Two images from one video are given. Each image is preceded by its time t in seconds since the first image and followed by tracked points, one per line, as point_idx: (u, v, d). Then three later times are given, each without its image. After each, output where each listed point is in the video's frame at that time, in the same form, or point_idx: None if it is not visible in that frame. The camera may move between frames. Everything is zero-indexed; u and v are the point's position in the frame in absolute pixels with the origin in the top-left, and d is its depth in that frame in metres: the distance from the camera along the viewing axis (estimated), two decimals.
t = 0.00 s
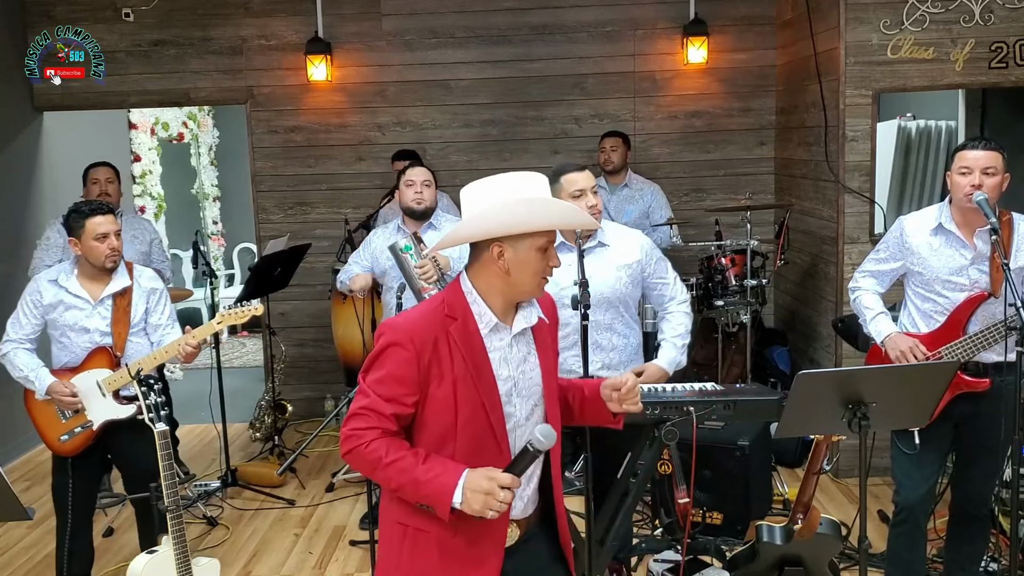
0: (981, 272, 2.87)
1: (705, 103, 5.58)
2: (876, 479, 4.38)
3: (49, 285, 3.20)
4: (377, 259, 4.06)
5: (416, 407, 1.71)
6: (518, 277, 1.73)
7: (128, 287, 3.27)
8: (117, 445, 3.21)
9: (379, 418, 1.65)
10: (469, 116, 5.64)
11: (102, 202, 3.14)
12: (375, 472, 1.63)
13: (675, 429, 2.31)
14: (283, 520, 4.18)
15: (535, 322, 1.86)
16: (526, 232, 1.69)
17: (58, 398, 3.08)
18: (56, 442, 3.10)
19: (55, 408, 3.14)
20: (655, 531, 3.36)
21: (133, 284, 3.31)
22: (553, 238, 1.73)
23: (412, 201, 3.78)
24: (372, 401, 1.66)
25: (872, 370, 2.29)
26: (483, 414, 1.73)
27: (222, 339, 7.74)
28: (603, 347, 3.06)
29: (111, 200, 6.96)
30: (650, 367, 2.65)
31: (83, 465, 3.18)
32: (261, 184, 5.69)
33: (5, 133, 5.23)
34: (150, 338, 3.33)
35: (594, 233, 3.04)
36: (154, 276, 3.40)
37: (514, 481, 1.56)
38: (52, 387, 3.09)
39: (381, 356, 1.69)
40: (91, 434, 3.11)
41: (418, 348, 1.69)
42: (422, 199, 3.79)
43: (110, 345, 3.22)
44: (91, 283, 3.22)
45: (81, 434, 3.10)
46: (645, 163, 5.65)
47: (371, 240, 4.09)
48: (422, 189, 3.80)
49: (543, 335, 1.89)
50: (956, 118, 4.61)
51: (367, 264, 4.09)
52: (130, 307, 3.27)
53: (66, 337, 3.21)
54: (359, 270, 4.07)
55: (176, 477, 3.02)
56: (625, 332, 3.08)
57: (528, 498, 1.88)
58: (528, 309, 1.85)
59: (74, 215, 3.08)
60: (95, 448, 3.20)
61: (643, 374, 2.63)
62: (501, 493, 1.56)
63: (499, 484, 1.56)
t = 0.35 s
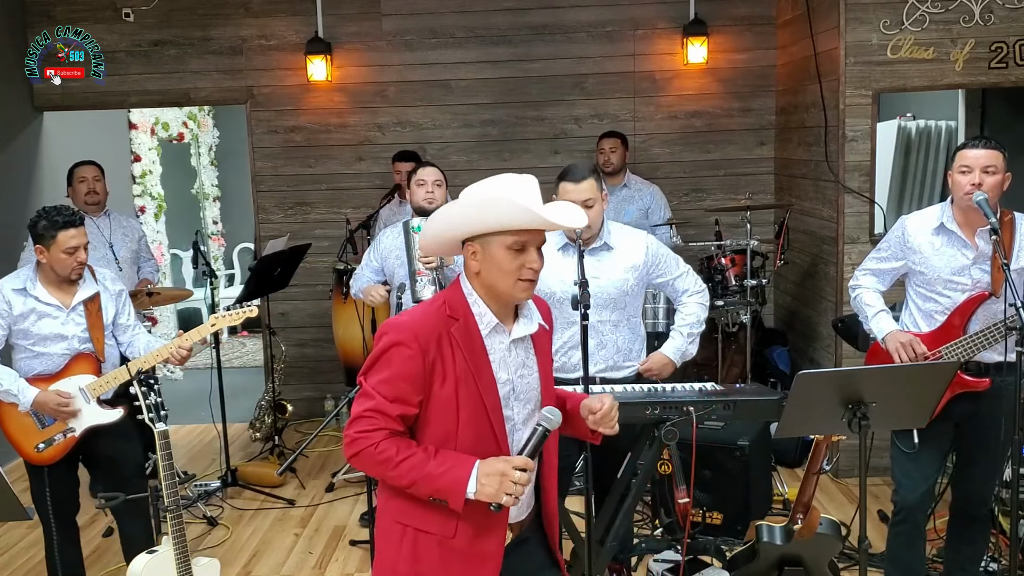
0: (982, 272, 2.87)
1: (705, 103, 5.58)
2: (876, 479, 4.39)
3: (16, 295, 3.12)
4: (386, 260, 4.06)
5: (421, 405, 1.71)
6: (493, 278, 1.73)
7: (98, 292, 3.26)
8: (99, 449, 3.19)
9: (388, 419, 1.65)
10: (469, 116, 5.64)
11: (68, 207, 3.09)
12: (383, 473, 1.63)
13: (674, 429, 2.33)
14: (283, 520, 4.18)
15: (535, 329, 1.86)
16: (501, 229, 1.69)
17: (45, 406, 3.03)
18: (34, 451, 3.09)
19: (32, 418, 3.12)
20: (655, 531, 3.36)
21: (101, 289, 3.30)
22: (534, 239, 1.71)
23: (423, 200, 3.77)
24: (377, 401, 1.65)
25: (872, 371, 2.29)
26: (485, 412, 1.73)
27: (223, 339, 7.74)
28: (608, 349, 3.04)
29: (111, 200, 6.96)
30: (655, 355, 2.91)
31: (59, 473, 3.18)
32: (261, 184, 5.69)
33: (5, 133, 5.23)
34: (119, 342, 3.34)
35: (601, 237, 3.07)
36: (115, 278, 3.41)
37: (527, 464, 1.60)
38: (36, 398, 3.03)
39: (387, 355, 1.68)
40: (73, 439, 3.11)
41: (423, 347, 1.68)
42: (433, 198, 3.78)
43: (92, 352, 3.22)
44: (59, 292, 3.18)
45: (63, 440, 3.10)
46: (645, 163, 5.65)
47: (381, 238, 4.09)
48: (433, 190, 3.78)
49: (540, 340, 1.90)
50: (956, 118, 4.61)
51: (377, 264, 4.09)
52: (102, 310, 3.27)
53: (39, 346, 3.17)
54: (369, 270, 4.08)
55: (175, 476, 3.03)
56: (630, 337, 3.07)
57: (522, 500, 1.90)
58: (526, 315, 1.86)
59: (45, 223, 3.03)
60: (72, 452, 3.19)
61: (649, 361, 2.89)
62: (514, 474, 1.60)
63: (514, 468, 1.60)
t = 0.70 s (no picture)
0: (984, 273, 2.87)
1: (706, 103, 5.58)
2: (876, 479, 4.39)
3: (10, 297, 3.12)
4: (383, 261, 4.08)
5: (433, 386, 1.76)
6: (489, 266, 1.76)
7: (88, 294, 3.28)
8: (94, 450, 3.20)
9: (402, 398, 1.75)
10: (469, 116, 5.64)
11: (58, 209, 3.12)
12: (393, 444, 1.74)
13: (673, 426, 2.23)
14: (283, 520, 4.18)
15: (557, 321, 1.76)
16: (481, 220, 1.73)
17: (42, 410, 3.02)
18: (27, 455, 3.07)
19: (26, 421, 3.09)
20: (655, 531, 3.36)
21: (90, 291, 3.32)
22: (509, 226, 1.70)
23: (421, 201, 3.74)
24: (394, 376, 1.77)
25: (872, 371, 2.28)
26: (483, 401, 1.72)
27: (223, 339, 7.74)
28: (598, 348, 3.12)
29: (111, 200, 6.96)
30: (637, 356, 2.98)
31: (54, 473, 3.17)
32: (262, 184, 5.69)
33: (5, 133, 5.23)
34: (108, 344, 3.35)
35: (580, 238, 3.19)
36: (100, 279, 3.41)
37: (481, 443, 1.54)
38: (34, 402, 3.03)
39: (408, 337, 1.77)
40: (68, 442, 3.10)
41: (430, 330, 1.75)
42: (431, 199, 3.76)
43: (84, 353, 3.24)
44: (51, 293, 3.20)
45: (58, 444, 3.09)
46: (645, 163, 5.65)
47: (379, 240, 4.11)
48: (430, 190, 3.75)
49: (575, 336, 1.75)
50: (956, 118, 4.61)
51: (376, 266, 4.12)
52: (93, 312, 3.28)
53: (31, 349, 3.17)
54: (367, 271, 4.11)
55: (175, 476, 3.03)
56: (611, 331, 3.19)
57: (544, 501, 1.77)
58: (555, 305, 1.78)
59: (34, 224, 3.06)
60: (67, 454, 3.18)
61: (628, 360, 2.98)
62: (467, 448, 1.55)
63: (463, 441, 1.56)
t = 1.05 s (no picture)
0: (983, 273, 2.87)
1: (706, 103, 5.58)
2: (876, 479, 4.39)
3: (9, 291, 3.14)
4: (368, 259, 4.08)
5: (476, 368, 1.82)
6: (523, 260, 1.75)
7: (88, 291, 3.28)
8: (91, 451, 3.19)
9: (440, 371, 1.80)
10: (469, 116, 5.64)
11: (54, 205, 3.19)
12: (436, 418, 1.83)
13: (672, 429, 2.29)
14: (283, 520, 4.18)
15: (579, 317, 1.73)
16: (517, 213, 1.73)
17: (37, 405, 3.01)
18: (26, 454, 3.04)
19: (24, 420, 3.07)
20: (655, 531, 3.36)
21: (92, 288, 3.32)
22: (543, 219, 1.68)
23: (405, 199, 3.78)
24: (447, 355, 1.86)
25: (872, 371, 2.29)
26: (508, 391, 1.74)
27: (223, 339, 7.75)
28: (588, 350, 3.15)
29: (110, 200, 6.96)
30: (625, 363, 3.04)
31: (54, 474, 3.17)
32: (262, 184, 5.69)
33: (5, 134, 5.23)
34: (109, 344, 3.33)
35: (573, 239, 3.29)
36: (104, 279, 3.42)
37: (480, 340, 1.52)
38: (29, 396, 3.01)
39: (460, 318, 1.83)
40: (66, 442, 3.09)
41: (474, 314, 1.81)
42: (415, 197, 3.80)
43: (83, 350, 3.24)
44: (51, 288, 3.21)
45: (56, 443, 3.08)
46: (645, 163, 5.65)
47: (363, 238, 4.10)
48: (414, 188, 3.80)
49: (593, 336, 1.71)
50: (956, 118, 4.61)
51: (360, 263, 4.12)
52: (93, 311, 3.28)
53: (29, 345, 3.17)
54: (351, 270, 4.08)
55: (175, 476, 3.03)
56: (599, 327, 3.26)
57: (565, 499, 1.75)
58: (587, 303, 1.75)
59: (29, 218, 3.11)
60: (65, 454, 3.17)
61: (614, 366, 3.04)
62: (468, 348, 1.52)
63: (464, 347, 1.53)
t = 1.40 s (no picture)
0: (983, 273, 2.87)
1: (705, 103, 5.58)
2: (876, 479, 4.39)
3: (22, 285, 3.16)
4: (347, 259, 4.07)
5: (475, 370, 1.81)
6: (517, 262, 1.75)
7: (103, 289, 3.26)
8: (97, 448, 3.21)
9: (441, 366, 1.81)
10: (469, 116, 5.64)
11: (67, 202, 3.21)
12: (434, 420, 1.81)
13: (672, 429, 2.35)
14: (283, 520, 4.18)
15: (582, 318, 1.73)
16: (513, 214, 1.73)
17: (41, 401, 3.02)
18: (32, 450, 3.07)
19: (31, 415, 3.09)
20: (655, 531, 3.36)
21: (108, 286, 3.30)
22: (538, 220, 1.68)
23: (384, 199, 3.81)
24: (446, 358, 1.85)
25: (872, 371, 2.29)
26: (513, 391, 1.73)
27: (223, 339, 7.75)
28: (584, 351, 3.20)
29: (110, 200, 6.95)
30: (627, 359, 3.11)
31: (57, 474, 3.18)
32: (261, 184, 5.69)
33: (5, 134, 5.23)
34: (124, 343, 3.31)
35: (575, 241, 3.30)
36: (125, 279, 3.40)
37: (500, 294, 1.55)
38: (33, 392, 3.02)
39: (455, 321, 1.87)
40: (70, 439, 3.11)
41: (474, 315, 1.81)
42: (394, 197, 3.83)
43: (90, 351, 3.21)
44: (65, 285, 3.21)
45: (60, 441, 3.10)
46: (644, 163, 5.66)
47: (342, 238, 4.10)
48: (393, 189, 3.83)
49: (595, 338, 1.71)
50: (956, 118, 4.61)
51: (338, 263, 4.09)
52: (106, 310, 3.26)
53: (39, 342, 3.17)
54: (329, 268, 4.07)
55: (175, 477, 3.02)
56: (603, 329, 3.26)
57: (568, 501, 1.74)
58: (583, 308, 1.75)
59: (39, 216, 3.13)
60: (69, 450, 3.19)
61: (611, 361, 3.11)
62: (488, 297, 1.55)
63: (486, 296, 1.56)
